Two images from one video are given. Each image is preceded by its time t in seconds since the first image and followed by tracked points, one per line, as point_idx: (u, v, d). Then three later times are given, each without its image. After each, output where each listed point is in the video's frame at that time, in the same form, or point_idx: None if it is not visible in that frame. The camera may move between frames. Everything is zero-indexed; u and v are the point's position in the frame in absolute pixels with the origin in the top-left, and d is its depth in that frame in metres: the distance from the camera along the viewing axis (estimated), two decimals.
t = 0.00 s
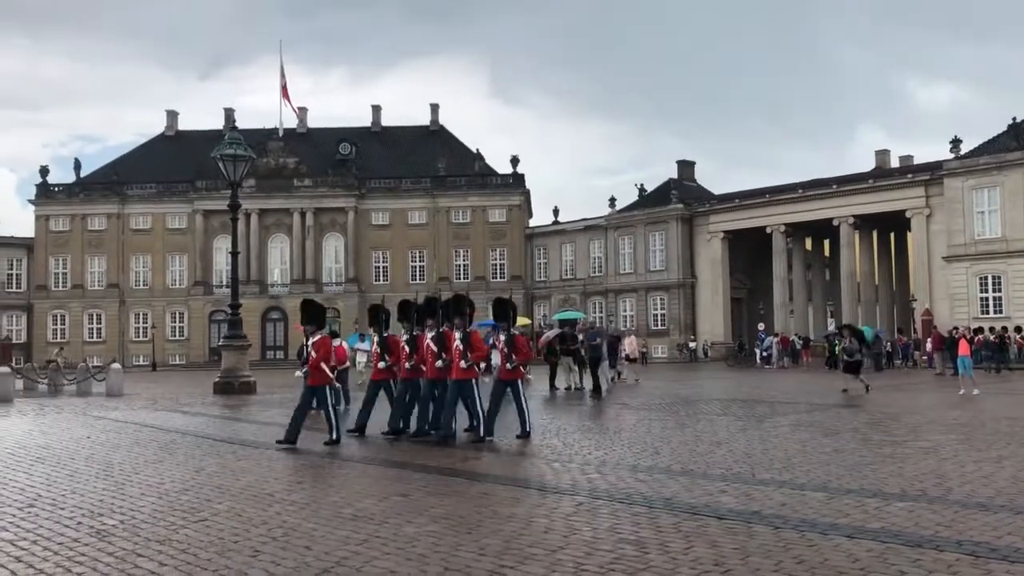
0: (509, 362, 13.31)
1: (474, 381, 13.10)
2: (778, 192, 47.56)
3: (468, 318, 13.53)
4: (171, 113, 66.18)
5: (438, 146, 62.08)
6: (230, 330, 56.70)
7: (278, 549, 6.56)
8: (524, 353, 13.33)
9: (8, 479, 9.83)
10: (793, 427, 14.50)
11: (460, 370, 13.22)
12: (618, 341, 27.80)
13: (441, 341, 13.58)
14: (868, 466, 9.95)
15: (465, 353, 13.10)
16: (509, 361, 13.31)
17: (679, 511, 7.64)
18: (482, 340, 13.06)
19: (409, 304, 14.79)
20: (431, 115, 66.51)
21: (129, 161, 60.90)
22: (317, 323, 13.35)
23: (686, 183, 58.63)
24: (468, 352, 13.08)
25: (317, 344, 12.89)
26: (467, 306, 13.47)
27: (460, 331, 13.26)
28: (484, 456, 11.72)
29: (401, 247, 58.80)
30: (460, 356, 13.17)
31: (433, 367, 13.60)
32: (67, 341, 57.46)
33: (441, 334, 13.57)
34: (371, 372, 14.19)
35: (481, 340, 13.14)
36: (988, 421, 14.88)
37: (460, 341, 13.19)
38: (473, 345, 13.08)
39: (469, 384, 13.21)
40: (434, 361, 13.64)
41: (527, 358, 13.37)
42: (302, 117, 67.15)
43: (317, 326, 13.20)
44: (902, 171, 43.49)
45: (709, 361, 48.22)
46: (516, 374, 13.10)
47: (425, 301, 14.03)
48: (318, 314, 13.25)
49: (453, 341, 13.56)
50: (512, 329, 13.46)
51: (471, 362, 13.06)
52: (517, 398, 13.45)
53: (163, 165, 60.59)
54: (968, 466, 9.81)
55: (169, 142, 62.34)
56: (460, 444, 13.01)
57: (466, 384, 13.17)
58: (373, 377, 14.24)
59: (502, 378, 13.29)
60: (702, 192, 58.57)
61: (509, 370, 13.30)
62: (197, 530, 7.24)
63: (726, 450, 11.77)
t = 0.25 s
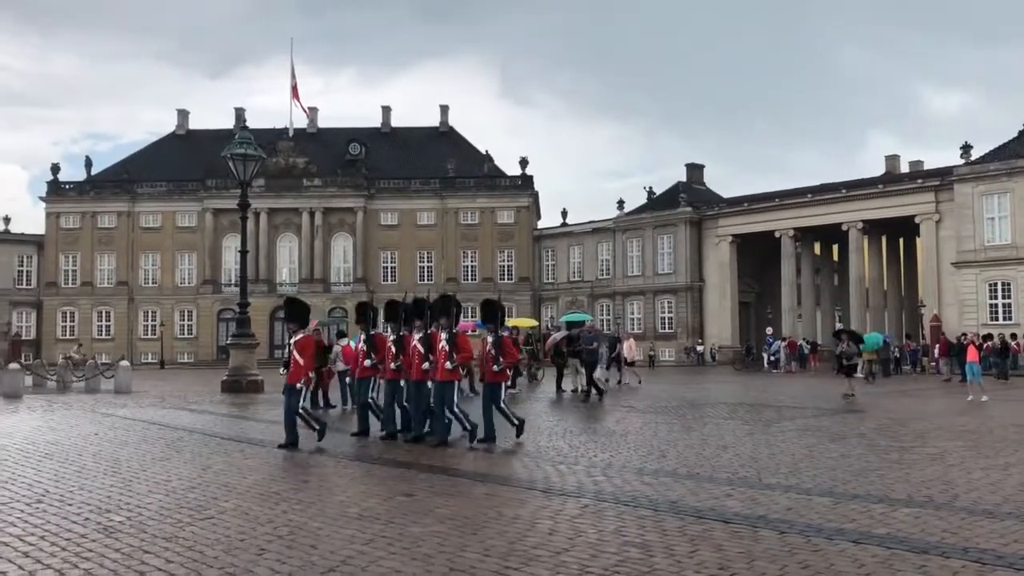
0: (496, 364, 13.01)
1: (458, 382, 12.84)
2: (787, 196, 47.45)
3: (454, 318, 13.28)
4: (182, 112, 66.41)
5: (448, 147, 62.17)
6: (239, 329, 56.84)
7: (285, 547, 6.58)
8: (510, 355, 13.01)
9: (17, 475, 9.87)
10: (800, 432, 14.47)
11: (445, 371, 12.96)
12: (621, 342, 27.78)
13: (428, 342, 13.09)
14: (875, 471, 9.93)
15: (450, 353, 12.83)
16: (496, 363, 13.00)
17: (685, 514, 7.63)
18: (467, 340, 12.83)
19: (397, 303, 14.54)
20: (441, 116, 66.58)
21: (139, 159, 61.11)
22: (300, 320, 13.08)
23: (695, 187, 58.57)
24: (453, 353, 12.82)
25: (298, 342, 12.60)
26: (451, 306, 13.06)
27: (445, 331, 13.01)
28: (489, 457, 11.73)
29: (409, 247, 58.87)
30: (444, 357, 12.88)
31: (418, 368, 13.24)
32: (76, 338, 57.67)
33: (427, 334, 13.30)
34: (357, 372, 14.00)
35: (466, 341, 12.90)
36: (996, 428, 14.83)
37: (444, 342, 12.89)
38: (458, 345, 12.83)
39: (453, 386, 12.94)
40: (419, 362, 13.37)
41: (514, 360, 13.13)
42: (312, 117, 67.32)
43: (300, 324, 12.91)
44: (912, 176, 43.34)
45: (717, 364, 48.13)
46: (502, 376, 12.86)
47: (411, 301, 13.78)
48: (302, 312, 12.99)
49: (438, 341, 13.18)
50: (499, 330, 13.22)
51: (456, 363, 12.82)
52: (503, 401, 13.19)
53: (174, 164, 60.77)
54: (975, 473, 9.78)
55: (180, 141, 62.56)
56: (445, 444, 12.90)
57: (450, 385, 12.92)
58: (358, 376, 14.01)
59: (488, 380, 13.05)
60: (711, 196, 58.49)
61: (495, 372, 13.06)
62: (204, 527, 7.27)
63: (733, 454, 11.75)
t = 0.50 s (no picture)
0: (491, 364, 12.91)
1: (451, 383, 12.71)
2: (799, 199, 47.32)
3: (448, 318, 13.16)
4: (194, 112, 66.66)
5: (458, 149, 62.24)
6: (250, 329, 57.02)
7: (294, 546, 6.61)
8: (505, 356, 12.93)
9: (29, 472, 9.94)
10: (810, 436, 14.44)
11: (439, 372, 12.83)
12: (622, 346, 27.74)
13: (420, 342, 13.17)
14: (885, 476, 9.92)
15: (443, 354, 12.72)
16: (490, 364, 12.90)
17: (693, 517, 7.63)
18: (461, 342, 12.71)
19: (391, 304, 14.46)
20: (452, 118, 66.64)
21: (152, 160, 61.34)
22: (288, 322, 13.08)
23: (707, 190, 58.49)
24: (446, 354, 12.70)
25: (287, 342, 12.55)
26: (445, 306, 13.00)
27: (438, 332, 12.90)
28: (498, 458, 11.77)
29: (419, 249, 58.93)
30: (437, 358, 12.79)
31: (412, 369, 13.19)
32: (88, 337, 57.95)
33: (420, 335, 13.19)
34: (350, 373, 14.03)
35: (459, 342, 12.77)
36: (1007, 434, 14.77)
37: (438, 343, 12.84)
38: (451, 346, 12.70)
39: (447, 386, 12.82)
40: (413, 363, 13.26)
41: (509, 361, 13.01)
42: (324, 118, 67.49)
43: (289, 325, 12.87)
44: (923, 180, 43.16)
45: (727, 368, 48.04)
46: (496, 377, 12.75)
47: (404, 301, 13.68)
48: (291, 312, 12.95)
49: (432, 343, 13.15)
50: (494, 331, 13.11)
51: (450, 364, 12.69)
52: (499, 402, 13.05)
53: (186, 164, 60.99)
54: (986, 478, 9.74)
55: (193, 142, 62.79)
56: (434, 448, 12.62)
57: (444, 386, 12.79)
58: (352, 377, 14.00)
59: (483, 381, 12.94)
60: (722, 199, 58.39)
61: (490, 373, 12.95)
62: (214, 526, 7.30)
63: (742, 457, 11.74)
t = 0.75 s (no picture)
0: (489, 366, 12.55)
1: (445, 383, 12.30)
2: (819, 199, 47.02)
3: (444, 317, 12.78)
4: (214, 112, 67.00)
5: (476, 148, 62.29)
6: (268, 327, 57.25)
7: (312, 544, 6.61)
8: (504, 358, 12.74)
9: (50, 468, 10.01)
10: (828, 436, 14.34)
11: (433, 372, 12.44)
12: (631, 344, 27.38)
13: (416, 341, 12.80)
14: (905, 477, 9.83)
15: (437, 353, 12.32)
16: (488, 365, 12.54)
17: (712, 518, 7.58)
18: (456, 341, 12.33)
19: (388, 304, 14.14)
20: (469, 117, 66.68)
21: (171, 159, 61.71)
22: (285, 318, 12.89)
23: (725, 189, 58.24)
24: (441, 353, 12.31)
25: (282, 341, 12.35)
26: (441, 304, 12.64)
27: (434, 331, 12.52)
28: (515, 457, 11.74)
29: (436, 247, 58.99)
30: (431, 357, 12.38)
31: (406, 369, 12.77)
32: (108, 335, 58.36)
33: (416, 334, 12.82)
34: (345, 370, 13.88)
35: (455, 341, 12.40)
36: None
37: (433, 342, 12.44)
38: (446, 345, 12.32)
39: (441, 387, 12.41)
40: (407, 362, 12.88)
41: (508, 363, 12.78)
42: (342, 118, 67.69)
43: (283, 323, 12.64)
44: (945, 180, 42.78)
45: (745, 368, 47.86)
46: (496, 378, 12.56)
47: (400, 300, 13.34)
48: (286, 311, 12.78)
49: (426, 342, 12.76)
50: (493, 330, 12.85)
51: (445, 363, 12.30)
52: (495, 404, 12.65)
53: (205, 163, 61.31)
54: (1007, 480, 9.64)
55: (213, 141, 63.14)
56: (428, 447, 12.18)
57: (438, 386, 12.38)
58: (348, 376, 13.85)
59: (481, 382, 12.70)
60: (740, 198, 58.13)
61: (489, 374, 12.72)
62: (232, 523, 7.32)
63: (761, 458, 11.66)
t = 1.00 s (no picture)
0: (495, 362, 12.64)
1: (453, 380, 12.38)
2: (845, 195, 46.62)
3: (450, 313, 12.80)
4: (239, 113, 67.47)
5: (499, 147, 62.31)
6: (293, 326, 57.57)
7: (340, 540, 6.67)
8: (511, 353, 12.65)
9: (82, 465, 10.16)
10: (856, 434, 14.24)
11: (440, 369, 12.49)
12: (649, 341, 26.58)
13: (422, 339, 12.74)
14: (934, 475, 9.75)
15: (444, 350, 12.36)
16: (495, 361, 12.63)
17: (739, 515, 7.57)
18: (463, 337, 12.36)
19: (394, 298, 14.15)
20: (493, 115, 66.74)
21: (198, 160, 62.18)
22: (288, 316, 12.68)
23: (751, 185, 57.92)
24: (447, 350, 12.35)
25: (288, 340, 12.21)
26: (446, 301, 12.63)
27: (440, 329, 12.55)
28: (539, 455, 11.75)
29: (460, 246, 59.07)
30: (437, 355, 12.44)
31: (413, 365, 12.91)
32: (137, 334, 58.93)
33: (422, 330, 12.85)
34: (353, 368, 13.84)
35: (461, 338, 12.43)
36: None
37: (439, 339, 12.51)
38: (453, 342, 12.37)
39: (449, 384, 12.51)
40: (415, 359, 12.91)
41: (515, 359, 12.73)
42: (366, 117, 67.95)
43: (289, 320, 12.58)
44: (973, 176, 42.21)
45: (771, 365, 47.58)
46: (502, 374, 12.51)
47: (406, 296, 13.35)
48: (289, 308, 12.70)
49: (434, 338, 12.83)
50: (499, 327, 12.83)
51: (451, 360, 12.36)
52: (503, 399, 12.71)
53: (231, 164, 61.71)
54: None
55: (238, 142, 63.58)
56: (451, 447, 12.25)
57: (445, 383, 12.43)
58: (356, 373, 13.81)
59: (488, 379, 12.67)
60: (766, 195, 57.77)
61: (495, 370, 12.67)
62: (260, 519, 7.40)
63: (787, 456, 11.60)
